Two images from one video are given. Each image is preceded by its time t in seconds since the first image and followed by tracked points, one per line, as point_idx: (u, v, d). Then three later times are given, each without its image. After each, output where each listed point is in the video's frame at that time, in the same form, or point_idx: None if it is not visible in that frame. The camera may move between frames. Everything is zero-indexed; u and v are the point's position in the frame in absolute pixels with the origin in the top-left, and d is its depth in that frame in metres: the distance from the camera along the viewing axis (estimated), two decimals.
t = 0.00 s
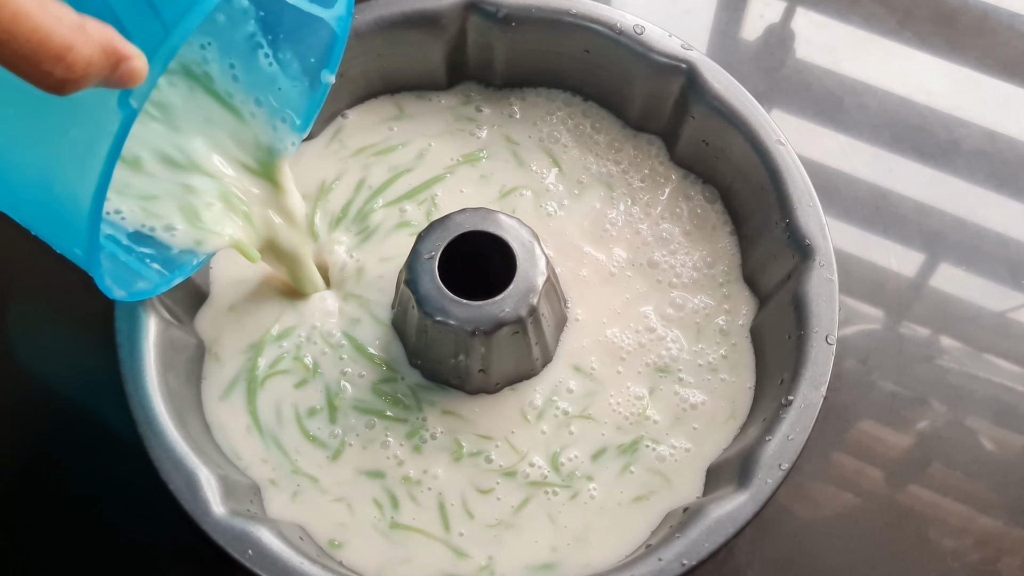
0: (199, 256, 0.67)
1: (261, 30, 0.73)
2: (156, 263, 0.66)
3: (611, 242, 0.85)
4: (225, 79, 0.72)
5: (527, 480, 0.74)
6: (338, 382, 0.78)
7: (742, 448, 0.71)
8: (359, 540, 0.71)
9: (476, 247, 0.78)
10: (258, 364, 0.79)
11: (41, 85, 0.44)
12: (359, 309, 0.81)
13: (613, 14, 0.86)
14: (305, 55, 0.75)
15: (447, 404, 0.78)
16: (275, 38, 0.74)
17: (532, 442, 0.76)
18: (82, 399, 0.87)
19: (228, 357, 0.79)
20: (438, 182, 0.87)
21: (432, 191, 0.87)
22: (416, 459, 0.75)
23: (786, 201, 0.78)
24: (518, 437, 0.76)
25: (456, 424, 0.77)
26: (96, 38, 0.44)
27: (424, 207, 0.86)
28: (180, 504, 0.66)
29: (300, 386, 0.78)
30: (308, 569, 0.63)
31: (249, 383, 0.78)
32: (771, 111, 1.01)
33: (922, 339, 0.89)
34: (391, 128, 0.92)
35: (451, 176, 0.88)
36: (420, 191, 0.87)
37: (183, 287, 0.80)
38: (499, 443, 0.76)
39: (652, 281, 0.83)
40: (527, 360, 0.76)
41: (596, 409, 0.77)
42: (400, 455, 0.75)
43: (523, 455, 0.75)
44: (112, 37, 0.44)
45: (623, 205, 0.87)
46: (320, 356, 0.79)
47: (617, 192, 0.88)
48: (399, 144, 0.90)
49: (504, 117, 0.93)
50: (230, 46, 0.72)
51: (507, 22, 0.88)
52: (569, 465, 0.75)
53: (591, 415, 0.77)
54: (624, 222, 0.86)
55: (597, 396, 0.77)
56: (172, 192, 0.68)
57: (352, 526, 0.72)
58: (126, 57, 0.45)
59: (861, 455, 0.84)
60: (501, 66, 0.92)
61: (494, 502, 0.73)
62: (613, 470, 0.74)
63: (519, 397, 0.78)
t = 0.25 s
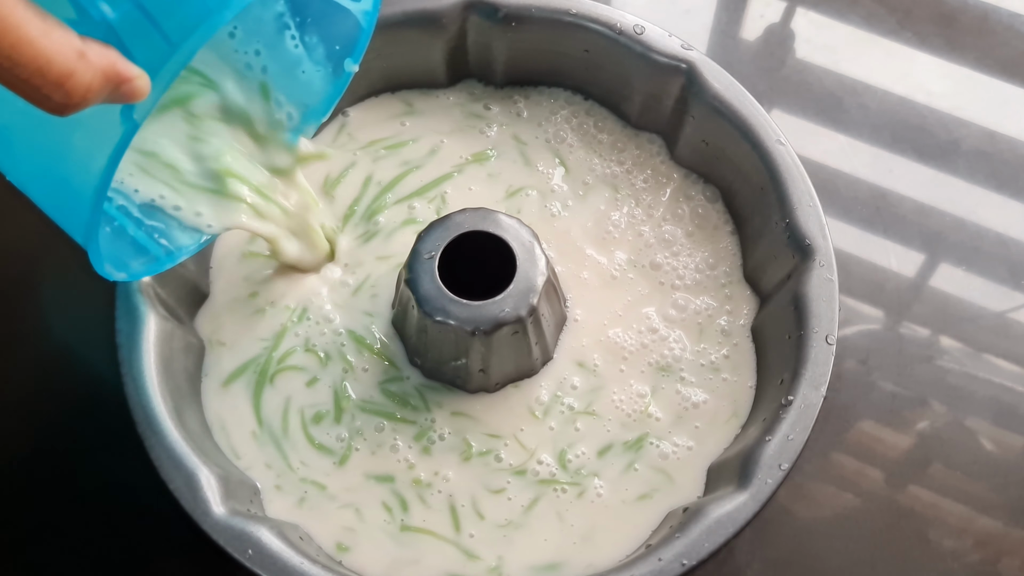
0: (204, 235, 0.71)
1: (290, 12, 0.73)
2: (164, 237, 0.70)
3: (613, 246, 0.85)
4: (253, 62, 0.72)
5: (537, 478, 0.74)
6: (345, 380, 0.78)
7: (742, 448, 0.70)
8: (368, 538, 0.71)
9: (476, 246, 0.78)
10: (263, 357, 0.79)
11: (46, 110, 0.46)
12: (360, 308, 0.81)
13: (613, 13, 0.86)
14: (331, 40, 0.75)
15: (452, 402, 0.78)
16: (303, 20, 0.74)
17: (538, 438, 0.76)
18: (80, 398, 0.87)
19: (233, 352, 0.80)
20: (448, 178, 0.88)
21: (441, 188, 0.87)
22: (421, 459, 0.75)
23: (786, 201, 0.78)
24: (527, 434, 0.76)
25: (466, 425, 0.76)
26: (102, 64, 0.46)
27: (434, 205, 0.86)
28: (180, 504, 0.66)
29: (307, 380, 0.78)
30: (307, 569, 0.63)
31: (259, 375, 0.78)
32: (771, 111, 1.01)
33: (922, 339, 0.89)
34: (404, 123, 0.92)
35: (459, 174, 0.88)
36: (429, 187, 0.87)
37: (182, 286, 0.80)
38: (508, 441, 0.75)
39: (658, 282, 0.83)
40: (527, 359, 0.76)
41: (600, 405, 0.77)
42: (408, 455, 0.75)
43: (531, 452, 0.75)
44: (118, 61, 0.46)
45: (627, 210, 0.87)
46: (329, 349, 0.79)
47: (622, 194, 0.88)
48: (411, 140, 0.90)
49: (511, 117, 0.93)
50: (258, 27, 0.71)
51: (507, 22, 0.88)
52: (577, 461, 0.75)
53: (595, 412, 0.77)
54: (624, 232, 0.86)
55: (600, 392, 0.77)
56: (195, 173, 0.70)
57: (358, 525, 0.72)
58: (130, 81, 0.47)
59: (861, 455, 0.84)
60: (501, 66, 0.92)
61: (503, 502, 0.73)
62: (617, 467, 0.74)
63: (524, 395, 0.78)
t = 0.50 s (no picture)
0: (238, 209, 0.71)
1: None
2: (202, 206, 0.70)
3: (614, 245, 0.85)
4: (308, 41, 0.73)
5: (542, 476, 0.74)
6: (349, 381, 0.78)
7: (742, 448, 0.70)
8: (375, 539, 0.71)
9: (476, 246, 0.78)
10: (268, 358, 0.79)
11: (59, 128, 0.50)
12: (360, 305, 0.81)
13: (613, 13, 0.86)
14: (385, 23, 0.75)
15: (455, 402, 0.77)
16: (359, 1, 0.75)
17: (543, 433, 0.76)
18: (80, 398, 0.87)
19: (237, 351, 0.80)
20: (461, 174, 0.88)
21: (454, 183, 0.87)
22: (426, 460, 0.75)
23: (786, 201, 0.78)
24: (532, 432, 0.76)
25: (470, 424, 0.76)
26: (110, 88, 0.48)
27: (447, 201, 0.86)
28: (180, 504, 0.66)
29: (311, 379, 0.78)
30: (307, 569, 0.63)
31: (265, 375, 0.78)
32: (771, 111, 1.01)
33: (922, 339, 0.89)
34: (417, 117, 0.92)
35: (471, 171, 0.88)
36: (442, 183, 0.87)
37: (182, 286, 0.80)
38: (513, 440, 0.75)
39: (666, 280, 0.83)
40: (527, 359, 0.76)
41: (603, 401, 0.77)
42: (412, 455, 0.75)
43: (536, 450, 0.75)
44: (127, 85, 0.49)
45: (630, 210, 0.87)
46: (333, 349, 0.79)
47: (626, 194, 0.88)
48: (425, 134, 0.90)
49: (518, 113, 0.92)
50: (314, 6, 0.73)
51: (507, 22, 0.88)
52: (582, 458, 0.75)
53: (598, 408, 0.77)
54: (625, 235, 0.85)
55: (605, 386, 0.77)
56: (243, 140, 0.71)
57: (362, 525, 0.72)
58: (137, 104, 0.50)
59: (861, 455, 0.84)
60: (501, 66, 0.92)
61: (508, 501, 0.73)
62: (621, 464, 0.74)
63: (529, 391, 0.78)
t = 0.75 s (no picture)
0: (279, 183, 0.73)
1: None
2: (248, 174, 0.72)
3: (617, 247, 0.84)
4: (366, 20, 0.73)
5: (544, 476, 0.74)
6: (351, 383, 0.78)
7: (742, 448, 0.70)
8: (379, 539, 0.71)
9: (475, 246, 0.78)
10: (270, 360, 0.79)
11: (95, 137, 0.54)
12: (361, 306, 0.81)
13: (613, 13, 0.86)
14: (441, 9, 0.74)
15: (456, 403, 0.78)
16: None
17: (545, 433, 0.76)
18: (81, 398, 0.87)
19: (238, 352, 0.80)
20: (469, 174, 0.88)
21: (462, 183, 0.87)
22: (428, 461, 0.75)
23: (786, 201, 0.78)
24: (533, 432, 0.76)
25: (471, 425, 0.76)
26: (135, 99, 0.51)
27: (455, 200, 0.87)
28: (179, 504, 0.66)
29: (313, 381, 0.78)
30: (307, 569, 0.63)
31: (267, 379, 0.78)
32: (771, 111, 1.01)
33: (922, 339, 0.89)
34: (425, 116, 0.92)
35: (479, 171, 0.88)
36: (449, 183, 0.87)
37: (182, 286, 0.80)
38: (515, 440, 0.76)
39: (670, 282, 0.83)
40: (527, 359, 0.77)
41: (603, 402, 0.77)
42: (415, 455, 0.75)
43: (538, 450, 0.75)
44: (151, 96, 0.52)
45: (634, 214, 0.87)
46: (336, 353, 0.79)
47: (631, 197, 0.88)
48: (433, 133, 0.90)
49: (525, 113, 0.92)
50: None
51: (507, 23, 0.88)
52: (583, 458, 0.75)
53: (598, 408, 0.77)
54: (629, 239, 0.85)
55: (605, 386, 0.78)
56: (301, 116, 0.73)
57: (365, 525, 0.72)
58: (162, 112, 0.52)
59: (860, 455, 0.84)
60: (501, 66, 0.92)
61: (510, 501, 0.73)
62: (622, 464, 0.75)
63: (529, 391, 0.78)
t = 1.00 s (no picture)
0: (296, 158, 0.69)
1: None
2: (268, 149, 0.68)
3: (621, 249, 0.84)
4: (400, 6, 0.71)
5: (543, 478, 0.74)
6: (351, 386, 0.78)
7: (742, 448, 0.71)
8: (380, 539, 0.72)
9: (476, 247, 0.78)
10: (269, 365, 0.79)
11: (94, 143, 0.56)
12: (361, 310, 0.82)
13: (613, 13, 0.86)
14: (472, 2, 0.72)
15: (456, 405, 0.78)
16: None
17: (543, 436, 0.76)
18: (84, 398, 0.88)
19: (237, 355, 0.80)
20: (474, 173, 0.88)
21: (468, 182, 0.88)
22: (426, 461, 0.75)
23: (785, 201, 0.78)
24: (530, 434, 0.76)
25: (470, 425, 0.77)
26: (131, 112, 0.53)
27: (459, 201, 0.87)
28: (179, 504, 0.66)
29: (313, 385, 0.78)
30: (307, 569, 0.63)
31: (266, 384, 0.78)
32: (771, 111, 1.01)
33: (922, 339, 0.89)
34: (431, 114, 0.92)
35: (485, 170, 0.88)
36: (454, 183, 0.87)
37: (183, 286, 0.80)
38: (512, 441, 0.76)
39: (674, 285, 0.83)
40: (526, 359, 0.77)
41: (600, 405, 0.77)
42: (415, 456, 0.75)
43: (535, 452, 0.75)
44: (147, 109, 0.53)
45: (638, 218, 0.86)
46: (337, 357, 0.79)
47: (635, 201, 0.88)
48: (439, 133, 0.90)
49: (530, 113, 0.93)
50: None
51: (507, 23, 0.88)
52: (580, 460, 0.75)
53: (595, 411, 0.77)
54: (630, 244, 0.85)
55: (603, 391, 0.78)
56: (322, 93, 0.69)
57: (365, 525, 0.72)
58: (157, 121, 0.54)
59: (860, 455, 0.84)
60: (502, 67, 0.93)
61: (509, 501, 0.73)
62: (620, 465, 0.75)
63: (525, 393, 0.78)
